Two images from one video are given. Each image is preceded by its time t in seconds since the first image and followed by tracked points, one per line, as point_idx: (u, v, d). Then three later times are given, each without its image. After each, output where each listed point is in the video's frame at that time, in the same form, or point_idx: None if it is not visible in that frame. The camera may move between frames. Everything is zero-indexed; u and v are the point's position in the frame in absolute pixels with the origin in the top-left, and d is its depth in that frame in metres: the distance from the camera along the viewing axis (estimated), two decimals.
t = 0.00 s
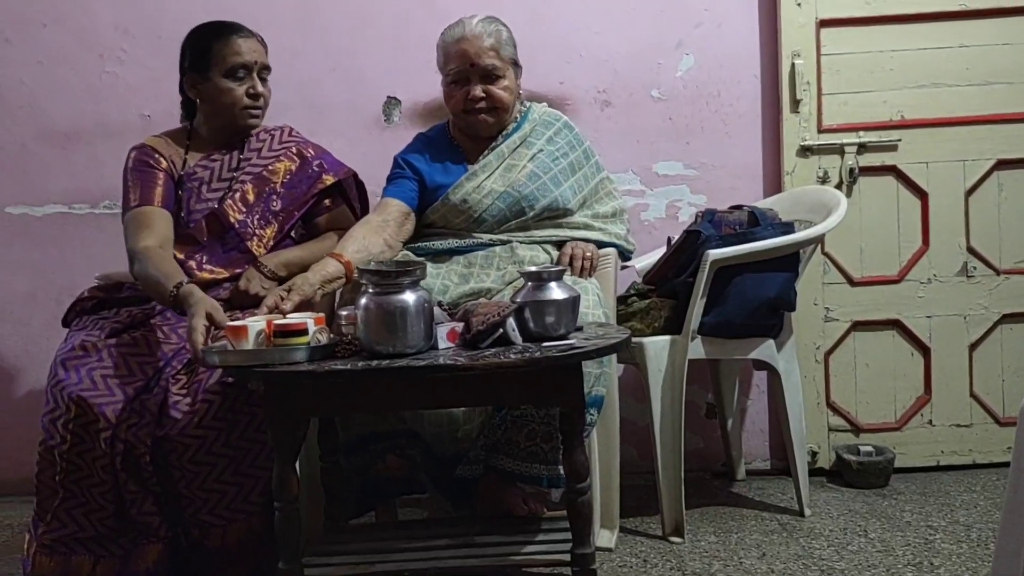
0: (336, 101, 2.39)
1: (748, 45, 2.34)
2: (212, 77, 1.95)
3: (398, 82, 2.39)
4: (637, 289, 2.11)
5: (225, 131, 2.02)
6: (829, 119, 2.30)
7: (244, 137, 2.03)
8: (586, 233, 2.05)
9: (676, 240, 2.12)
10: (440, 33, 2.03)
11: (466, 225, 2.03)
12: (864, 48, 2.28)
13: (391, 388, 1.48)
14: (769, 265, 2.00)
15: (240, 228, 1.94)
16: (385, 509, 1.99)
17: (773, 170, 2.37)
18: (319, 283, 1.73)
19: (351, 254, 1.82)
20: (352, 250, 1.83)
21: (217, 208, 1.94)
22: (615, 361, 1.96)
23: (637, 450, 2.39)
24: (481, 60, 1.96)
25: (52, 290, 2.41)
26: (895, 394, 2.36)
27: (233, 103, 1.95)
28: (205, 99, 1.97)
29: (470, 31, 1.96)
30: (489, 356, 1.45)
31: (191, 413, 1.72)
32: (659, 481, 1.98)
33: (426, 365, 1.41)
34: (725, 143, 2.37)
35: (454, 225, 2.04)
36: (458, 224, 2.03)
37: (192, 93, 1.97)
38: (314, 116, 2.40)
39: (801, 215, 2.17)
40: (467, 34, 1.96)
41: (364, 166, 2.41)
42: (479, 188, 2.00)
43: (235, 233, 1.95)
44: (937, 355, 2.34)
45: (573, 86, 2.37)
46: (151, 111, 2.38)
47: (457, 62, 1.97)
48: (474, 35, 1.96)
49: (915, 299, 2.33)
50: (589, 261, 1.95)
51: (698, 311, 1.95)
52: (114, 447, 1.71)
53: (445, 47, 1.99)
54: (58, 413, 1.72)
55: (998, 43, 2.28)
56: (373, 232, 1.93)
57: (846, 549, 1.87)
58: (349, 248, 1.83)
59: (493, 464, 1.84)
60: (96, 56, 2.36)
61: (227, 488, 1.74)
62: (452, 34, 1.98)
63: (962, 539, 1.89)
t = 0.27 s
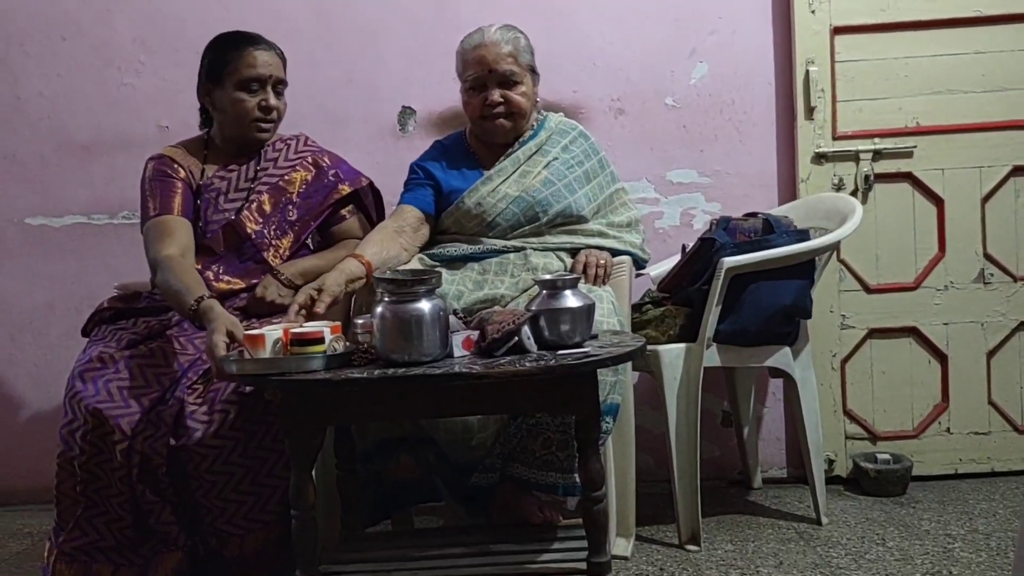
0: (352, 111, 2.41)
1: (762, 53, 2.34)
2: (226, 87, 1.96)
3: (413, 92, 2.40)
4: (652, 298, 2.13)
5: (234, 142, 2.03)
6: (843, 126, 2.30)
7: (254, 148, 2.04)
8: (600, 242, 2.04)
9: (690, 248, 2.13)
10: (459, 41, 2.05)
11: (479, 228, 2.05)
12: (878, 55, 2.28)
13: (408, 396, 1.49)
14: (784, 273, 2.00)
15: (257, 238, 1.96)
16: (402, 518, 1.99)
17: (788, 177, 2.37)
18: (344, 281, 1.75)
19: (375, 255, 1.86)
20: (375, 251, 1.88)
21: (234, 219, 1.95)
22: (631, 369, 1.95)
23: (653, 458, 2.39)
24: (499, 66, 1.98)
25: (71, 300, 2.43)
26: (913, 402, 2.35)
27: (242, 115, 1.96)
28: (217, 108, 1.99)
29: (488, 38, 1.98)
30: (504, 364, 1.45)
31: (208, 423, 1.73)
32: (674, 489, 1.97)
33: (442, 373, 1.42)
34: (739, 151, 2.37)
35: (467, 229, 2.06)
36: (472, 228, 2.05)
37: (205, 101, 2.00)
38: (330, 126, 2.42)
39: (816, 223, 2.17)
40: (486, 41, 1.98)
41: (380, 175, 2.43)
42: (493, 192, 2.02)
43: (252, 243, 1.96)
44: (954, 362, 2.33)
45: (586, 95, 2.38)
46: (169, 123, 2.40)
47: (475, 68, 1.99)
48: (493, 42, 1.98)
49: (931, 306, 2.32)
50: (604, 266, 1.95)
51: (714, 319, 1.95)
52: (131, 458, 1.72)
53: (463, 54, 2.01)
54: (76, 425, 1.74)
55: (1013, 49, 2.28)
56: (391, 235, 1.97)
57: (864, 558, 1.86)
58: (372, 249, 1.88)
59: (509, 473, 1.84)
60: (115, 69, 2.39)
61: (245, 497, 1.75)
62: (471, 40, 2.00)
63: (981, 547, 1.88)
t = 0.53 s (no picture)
0: (367, 116, 2.41)
1: (777, 55, 2.34)
2: (259, 102, 1.96)
3: (428, 96, 2.40)
4: (667, 301, 2.10)
5: (263, 149, 2.05)
6: (860, 129, 2.29)
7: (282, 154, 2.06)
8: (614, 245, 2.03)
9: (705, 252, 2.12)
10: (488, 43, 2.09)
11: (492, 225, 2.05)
12: (895, 57, 2.27)
13: (424, 400, 1.49)
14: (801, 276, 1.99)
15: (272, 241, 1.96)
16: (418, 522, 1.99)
17: (804, 181, 2.36)
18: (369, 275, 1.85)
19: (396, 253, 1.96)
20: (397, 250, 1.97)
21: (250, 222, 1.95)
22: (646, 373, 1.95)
23: (669, 463, 2.38)
24: (524, 66, 2.01)
25: (88, 305, 2.44)
26: (931, 406, 2.33)
27: (279, 126, 1.98)
28: (250, 121, 1.99)
29: (516, 39, 2.01)
30: (519, 369, 1.45)
31: (224, 428, 1.73)
32: (691, 492, 1.97)
33: (457, 378, 1.41)
34: (755, 155, 2.36)
35: (480, 226, 2.07)
36: (485, 225, 2.06)
37: (236, 116, 1.99)
38: (345, 131, 2.42)
39: (833, 226, 2.16)
40: (513, 42, 2.02)
41: (395, 179, 2.43)
42: (510, 190, 2.04)
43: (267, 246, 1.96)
44: (972, 366, 2.32)
45: (601, 99, 2.37)
46: (185, 129, 2.41)
47: (501, 67, 2.02)
48: (520, 43, 2.01)
49: (949, 310, 2.31)
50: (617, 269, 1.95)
51: (730, 323, 1.94)
52: (146, 463, 1.72)
53: (490, 54, 2.04)
54: (93, 429, 1.75)
55: None
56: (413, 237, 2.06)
57: (882, 563, 1.84)
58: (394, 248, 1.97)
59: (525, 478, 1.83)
60: (132, 75, 2.40)
61: (261, 502, 1.75)
62: (499, 41, 2.03)
63: (1001, 553, 1.86)
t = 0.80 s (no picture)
0: (379, 118, 2.42)
1: (790, 56, 2.33)
2: (271, 99, 1.97)
3: (439, 98, 2.41)
4: (680, 303, 2.11)
5: (275, 149, 2.05)
6: (873, 129, 2.28)
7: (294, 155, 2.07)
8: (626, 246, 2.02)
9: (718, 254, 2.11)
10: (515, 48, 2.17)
11: (506, 217, 2.07)
12: (908, 57, 2.26)
13: (436, 402, 1.49)
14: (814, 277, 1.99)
15: (285, 244, 1.96)
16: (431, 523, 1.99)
17: (817, 181, 2.35)
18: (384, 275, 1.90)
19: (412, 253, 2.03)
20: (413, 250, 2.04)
21: (262, 225, 1.96)
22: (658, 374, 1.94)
23: (681, 464, 2.38)
24: (542, 66, 2.06)
25: (103, 307, 2.46)
26: (945, 407, 2.32)
27: (291, 126, 1.98)
28: (262, 120, 1.99)
29: (537, 41, 2.08)
30: (533, 369, 1.45)
31: (237, 430, 1.73)
32: (703, 493, 1.96)
33: (470, 379, 1.41)
34: (768, 155, 2.35)
35: (495, 220, 2.10)
36: (500, 218, 2.09)
37: (248, 113, 2.00)
38: (357, 133, 2.43)
39: (846, 227, 2.15)
40: (535, 44, 2.09)
41: (407, 181, 2.44)
42: (526, 184, 2.07)
43: (280, 249, 1.97)
44: (988, 366, 2.30)
45: (612, 100, 2.37)
46: (199, 132, 2.42)
47: (520, 66, 2.08)
48: (541, 45, 2.08)
49: (964, 310, 2.29)
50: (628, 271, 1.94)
51: (742, 324, 1.93)
52: (158, 465, 1.72)
53: (513, 55, 2.11)
54: (106, 431, 1.76)
55: None
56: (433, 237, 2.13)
57: (896, 565, 1.83)
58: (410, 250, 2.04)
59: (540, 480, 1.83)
60: (145, 79, 2.42)
61: (274, 503, 1.76)
62: (523, 44, 2.11)
63: (1017, 555, 1.85)
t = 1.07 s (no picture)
0: (387, 120, 2.42)
1: (798, 53, 2.32)
2: (282, 100, 1.98)
3: (447, 100, 2.41)
4: (689, 302, 2.11)
5: (285, 151, 2.05)
6: (883, 126, 2.26)
7: (303, 158, 2.07)
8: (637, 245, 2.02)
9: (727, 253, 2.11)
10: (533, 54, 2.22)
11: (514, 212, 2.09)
12: (917, 54, 2.25)
13: (446, 404, 1.49)
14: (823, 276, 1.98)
15: (295, 246, 1.97)
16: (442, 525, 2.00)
17: (826, 179, 2.34)
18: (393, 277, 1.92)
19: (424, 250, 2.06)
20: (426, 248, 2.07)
21: (272, 228, 1.96)
22: (669, 375, 1.94)
23: (693, 464, 2.38)
24: (550, 65, 2.09)
25: (114, 312, 2.47)
26: (957, 405, 2.31)
27: (301, 126, 1.99)
28: (272, 121, 2.00)
29: (548, 43, 2.12)
30: (543, 371, 1.45)
31: (249, 433, 1.74)
32: (714, 493, 1.95)
33: (480, 382, 1.41)
34: (777, 154, 2.34)
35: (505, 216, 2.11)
36: (508, 212, 2.11)
37: (259, 114, 2.00)
38: (365, 136, 2.43)
39: (855, 225, 2.14)
40: (547, 46, 2.12)
41: (415, 184, 2.44)
42: (537, 181, 2.09)
43: (290, 252, 1.97)
44: (1000, 363, 2.29)
45: (620, 100, 2.37)
46: (207, 136, 2.43)
47: (530, 66, 2.12)
48: (553, 47, 2.11)
49: (976, 308, 2.28)
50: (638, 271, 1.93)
51: (752, 324, 1.93)
52: (171, 469, 1.74)
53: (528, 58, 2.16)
54: (120, 434, 1.76)
55: None
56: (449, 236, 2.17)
57: (910, 564, 1.83)
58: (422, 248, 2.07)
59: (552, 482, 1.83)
60: (154, 84, 2.43)
61: (285, 506, 1.76)
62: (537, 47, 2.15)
63: None
